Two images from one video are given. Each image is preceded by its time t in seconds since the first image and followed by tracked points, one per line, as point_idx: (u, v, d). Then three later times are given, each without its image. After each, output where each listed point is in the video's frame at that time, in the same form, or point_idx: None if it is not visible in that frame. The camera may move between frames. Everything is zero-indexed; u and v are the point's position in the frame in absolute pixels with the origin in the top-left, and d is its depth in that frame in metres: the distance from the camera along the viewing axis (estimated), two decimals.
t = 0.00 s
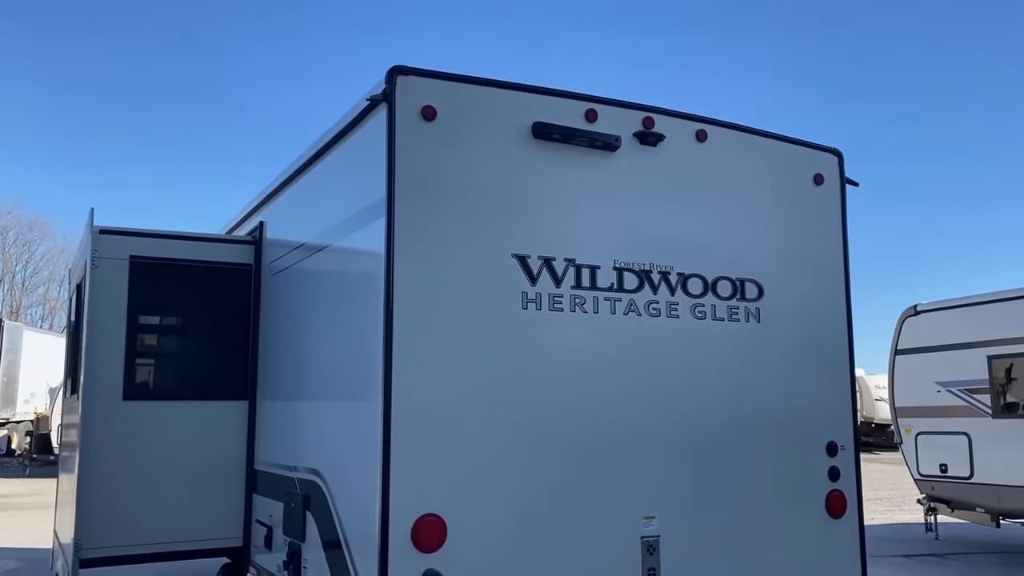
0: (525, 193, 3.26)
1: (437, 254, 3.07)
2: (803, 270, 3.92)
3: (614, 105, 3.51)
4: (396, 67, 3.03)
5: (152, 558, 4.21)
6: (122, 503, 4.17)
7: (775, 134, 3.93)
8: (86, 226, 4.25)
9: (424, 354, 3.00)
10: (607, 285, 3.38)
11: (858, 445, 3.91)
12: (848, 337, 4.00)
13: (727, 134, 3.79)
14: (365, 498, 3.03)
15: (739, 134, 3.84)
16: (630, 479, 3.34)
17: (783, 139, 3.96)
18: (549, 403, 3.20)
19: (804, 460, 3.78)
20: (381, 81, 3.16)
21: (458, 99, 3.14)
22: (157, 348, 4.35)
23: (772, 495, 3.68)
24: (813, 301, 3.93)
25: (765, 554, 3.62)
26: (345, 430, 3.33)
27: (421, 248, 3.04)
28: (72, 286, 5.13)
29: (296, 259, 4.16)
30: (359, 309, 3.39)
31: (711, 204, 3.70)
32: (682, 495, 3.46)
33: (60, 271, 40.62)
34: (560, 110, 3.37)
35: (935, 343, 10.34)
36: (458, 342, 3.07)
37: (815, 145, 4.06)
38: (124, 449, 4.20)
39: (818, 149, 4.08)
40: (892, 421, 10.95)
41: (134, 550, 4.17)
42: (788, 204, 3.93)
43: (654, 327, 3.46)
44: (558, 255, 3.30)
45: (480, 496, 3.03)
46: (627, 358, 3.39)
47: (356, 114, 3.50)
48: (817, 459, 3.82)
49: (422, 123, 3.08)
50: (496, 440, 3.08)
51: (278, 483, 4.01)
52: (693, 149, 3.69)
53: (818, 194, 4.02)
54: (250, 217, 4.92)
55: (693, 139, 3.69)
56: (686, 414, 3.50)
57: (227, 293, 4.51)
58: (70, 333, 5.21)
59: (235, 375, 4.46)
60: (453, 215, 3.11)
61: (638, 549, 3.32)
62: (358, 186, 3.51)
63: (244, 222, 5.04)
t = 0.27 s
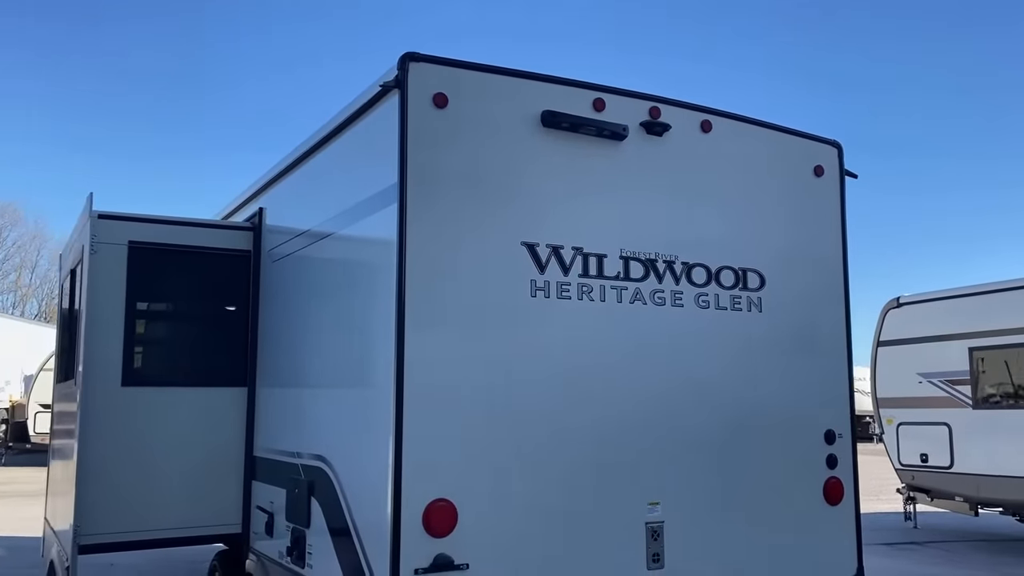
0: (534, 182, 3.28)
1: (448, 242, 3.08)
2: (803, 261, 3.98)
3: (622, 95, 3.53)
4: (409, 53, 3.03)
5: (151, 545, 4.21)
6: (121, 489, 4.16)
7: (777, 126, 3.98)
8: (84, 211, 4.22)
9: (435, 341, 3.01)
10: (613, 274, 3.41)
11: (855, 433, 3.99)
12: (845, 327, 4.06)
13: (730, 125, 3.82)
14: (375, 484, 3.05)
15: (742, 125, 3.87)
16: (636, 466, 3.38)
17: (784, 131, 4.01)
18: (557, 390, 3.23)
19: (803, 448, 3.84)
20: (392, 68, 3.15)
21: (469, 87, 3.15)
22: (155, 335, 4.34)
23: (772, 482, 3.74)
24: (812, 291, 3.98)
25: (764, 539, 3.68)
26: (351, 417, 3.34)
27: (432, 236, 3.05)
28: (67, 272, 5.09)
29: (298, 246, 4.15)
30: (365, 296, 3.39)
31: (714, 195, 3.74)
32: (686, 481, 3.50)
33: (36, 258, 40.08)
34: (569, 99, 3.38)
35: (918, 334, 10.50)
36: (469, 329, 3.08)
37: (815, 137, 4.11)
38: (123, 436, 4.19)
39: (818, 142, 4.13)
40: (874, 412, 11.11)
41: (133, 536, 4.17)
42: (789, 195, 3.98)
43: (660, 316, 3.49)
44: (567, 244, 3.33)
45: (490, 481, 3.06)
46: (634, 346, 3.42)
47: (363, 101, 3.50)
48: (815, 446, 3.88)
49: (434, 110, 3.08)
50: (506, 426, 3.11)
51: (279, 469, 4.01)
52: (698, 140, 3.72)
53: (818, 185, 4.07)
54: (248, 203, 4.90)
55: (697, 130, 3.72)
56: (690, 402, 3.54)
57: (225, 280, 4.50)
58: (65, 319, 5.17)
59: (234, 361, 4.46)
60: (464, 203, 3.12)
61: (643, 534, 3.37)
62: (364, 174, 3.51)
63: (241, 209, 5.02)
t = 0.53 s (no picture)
0: (552, 175, 3.29)
1: (468, 235, 3.08)
2: (811, 256, 4.02)
3: (638, 89, 3.54)
4: (430, 45, 3.02)
5: (157, 537, 4.19)
6: (129, 480, 4.13)
7: (787, 122, 4.00)
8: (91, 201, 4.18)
9: (455, 334, 3.02)
10: (628, 268, 3.42)
11: (861, 427, 4.04)
12: (851, 322, 4.11)
13: (742, 120, 3.85)
14: (394, 476, 3.05)
15: (754, 120, 3.90)
16: (650, 459, 3.41)
17: (794, 127, 4.04)
18: (574, 383, 3.24)
19: (811, 442, 3.89)
20: (412, 60, 3.15)
21: (488, 80, 3.15)
22: (162, 327, 4.31)
23: (781, 475, 3.78)
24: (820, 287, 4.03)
25: (774, 532, 3.73)
26: (367, 409, 3.34)
27: (453, 228, 3.06)
28: (70, 262, 5.05)
29: (309, 238, 4.14)
30: (379, 289, 3.39)
31: (727, 191, 3.76)
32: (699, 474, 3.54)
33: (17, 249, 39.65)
34: (586, 93, 3.39)
35: (908, 330, 10.61)
36: (487, 323, 3.09)
37: (824, 133, 4.14)
38: (130, 428, 4.16)
39: (826, 138, 4.16)
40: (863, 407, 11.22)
41: (138, 529, 4.14)
42: (798, 191, 4.01)
43: (674, 310, 3.52)
44: (583, 238, 3.34)
45: (509, 474, 3.08)
46: (648, 340, 3.44)
47: (379, 93, 3.49)
48: (822, 440, 3.93)
49: (455, 103, 3.08)
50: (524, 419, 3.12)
51: (290, 462, 4.01)
52: (711, 135, 3.74)
53: (826, 182, 4.11)
54: (253, 195, 4.87)
55: (711, 125, 3.74)
56: (703, 396, 3.57)
57: (232, 271, 4.48)
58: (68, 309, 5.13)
59: (241, 353, 4.45)
60: (484, 195, 3.13)
61: (657, 526, 3.40)
62: (379, 166, 3.50)
63: (246, 200, 4.99)
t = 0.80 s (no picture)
0: (571, 179, 3.31)
1: (490, 239, 3.10)
2: (822, 257, 4.06)
3: (653, 93, 3.57)
4: (451, 50, 3.04)
5: (170, 541, 4.19)
6: (141, 484, 4.13)
7: (798, 125, 4.04)
8: (102, 204, 4.17)
9: (478, 337, 3.04)
10: (645, 270, 3.45)
11: (871, 427, 4.09)
12: (861, 323, 4.16)
13: (754, 123, 3.88)
14: (418, 480, 3.06)
15: (765, 123, 3.93)
16: (668, 460, 3.44)
17: (804, 130, 4.08)
18: (593, 385, 3.27)
19: (823, 441, 3.93)
20: (432, 64, 3.16)
21: (508, 85, 3.17)
22: (173, 331, 4.30)
23: (794, 474, 3.82)
24: (830, 288, 4.07)
25: (788, 531, 3.76)
26: (386, 413, 3.35)
27: (474, 232, 3.07)
28: (77, 264, 5.03)
29: (322, 242, 4.14)
30: (398, 293, 3.40)
31: (740, 193, 3.79)
32: (715, 474, 3.57)
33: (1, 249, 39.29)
34: (603, 97, 3.41)
35: (901, 328, 10.71)
36: (509, 326, 3.11)
37: (834, 135, 4.19)
38: (142, 431, 4.15)
39: (836, 140, 4.20)
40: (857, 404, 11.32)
41: (151, 533, 4.14)
42: (809, 192, 4.05)
43: (689, 312, 3.55)
44: (601, 240, 3.36)
45: (531, 476, 3.10)
46: (665, 342, 3.47)
47: (397, 97, 3.50)
48: (834, 439, 3.97)
49: (475, 108, 3.10)
50: (546, 422, 3.14)
51: (304, 465, 4.01)
52: (724, 138, 3.77)
53: (835, 183, 4.15)
54: (262, 197, 4.87)
55: (724, 128, 3.77)
56: (718, 397, 3.60)
57: (243, 274, 4.48)
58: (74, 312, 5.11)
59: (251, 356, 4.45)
60: (504, 199, 3.14)
61: (676, 527, 3.42)
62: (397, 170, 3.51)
63: (254, 202, 4.99)
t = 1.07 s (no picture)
0: (586, 178, 3.33)
1: (508, 238, 3.12)
2: (830, 254, 4.10)
3: (664, 91, 3.59)
4: (467, 51, 3.05)
5: (184, 544, 4.18)
6: (155, 488, 4.12)
7: (805, 122, 4.08)
8: (111, 207, 4.15)
9: (497, 338, 3.05)
10: (659, 268, 3.47)
11: (880, 420, 4.13)
12: (869, 317, 4.20)
13: (763, 121, 3.91)
14: (439, 480, 3.07)
15: (774, 121, 3.97)
16: (684, 456, 3.47)
17: (811, 127, 4.11)
18: (610, 383, 3.29)
19: (834, 435, 3.97)
20: (448, 65, 3.17)
21: (524, 85, 3.19)
22: (184, 333, 4.29)
23: (807, 469, 3.85)
24: (838, 284, 4.11)
25: (801, 525, 3.80)
26: (404, 413, 3.36)
27: (493, 232, 3.09)
28: (82, 267, 5.01)
29: (330, 242, 4.13)
30: (413, 295, 3.41)
31: (750, 190, 3.82)
32: (730, 470, 3.60)
33: None
34: (616, 96, 3.43)
35: (896, 321, 10.81)
36: (527, 326, 3.12)
37: (839, 132, 4.23)
38: (155, 435, 4.14)
39: (841, 137, 4.24)
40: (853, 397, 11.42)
41: (164, 537, 4.13)
42: (817, 189, 4.09)
43: (703, 309, 3.57)
44: (616, 239, 3.38)
45: (552, 474, 3.12)
46: (680, 339, 3.50)
47: (410, 99, 3.51)
48: (844, 433, 4.01)
49: (492, 109, 3.11)
50: (565, 420, 3.16)
51: (318, 466, 4.02)
52: (734, 135, 3.80)
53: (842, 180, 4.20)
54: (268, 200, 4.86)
55: (733, 126, 3.80)
56: (731, 393, 3.63)
57: (252, 276, 4.47)
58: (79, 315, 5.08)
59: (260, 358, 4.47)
60: (521, 199, 3.16)
61: (693, 522, 3.45)
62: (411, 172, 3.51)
63: (259, 203, 4.98)
